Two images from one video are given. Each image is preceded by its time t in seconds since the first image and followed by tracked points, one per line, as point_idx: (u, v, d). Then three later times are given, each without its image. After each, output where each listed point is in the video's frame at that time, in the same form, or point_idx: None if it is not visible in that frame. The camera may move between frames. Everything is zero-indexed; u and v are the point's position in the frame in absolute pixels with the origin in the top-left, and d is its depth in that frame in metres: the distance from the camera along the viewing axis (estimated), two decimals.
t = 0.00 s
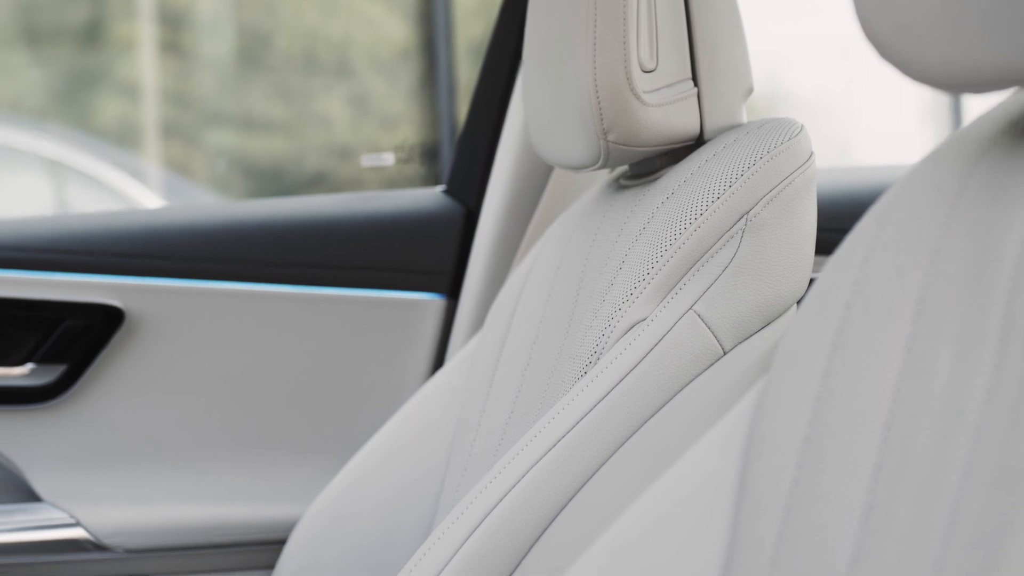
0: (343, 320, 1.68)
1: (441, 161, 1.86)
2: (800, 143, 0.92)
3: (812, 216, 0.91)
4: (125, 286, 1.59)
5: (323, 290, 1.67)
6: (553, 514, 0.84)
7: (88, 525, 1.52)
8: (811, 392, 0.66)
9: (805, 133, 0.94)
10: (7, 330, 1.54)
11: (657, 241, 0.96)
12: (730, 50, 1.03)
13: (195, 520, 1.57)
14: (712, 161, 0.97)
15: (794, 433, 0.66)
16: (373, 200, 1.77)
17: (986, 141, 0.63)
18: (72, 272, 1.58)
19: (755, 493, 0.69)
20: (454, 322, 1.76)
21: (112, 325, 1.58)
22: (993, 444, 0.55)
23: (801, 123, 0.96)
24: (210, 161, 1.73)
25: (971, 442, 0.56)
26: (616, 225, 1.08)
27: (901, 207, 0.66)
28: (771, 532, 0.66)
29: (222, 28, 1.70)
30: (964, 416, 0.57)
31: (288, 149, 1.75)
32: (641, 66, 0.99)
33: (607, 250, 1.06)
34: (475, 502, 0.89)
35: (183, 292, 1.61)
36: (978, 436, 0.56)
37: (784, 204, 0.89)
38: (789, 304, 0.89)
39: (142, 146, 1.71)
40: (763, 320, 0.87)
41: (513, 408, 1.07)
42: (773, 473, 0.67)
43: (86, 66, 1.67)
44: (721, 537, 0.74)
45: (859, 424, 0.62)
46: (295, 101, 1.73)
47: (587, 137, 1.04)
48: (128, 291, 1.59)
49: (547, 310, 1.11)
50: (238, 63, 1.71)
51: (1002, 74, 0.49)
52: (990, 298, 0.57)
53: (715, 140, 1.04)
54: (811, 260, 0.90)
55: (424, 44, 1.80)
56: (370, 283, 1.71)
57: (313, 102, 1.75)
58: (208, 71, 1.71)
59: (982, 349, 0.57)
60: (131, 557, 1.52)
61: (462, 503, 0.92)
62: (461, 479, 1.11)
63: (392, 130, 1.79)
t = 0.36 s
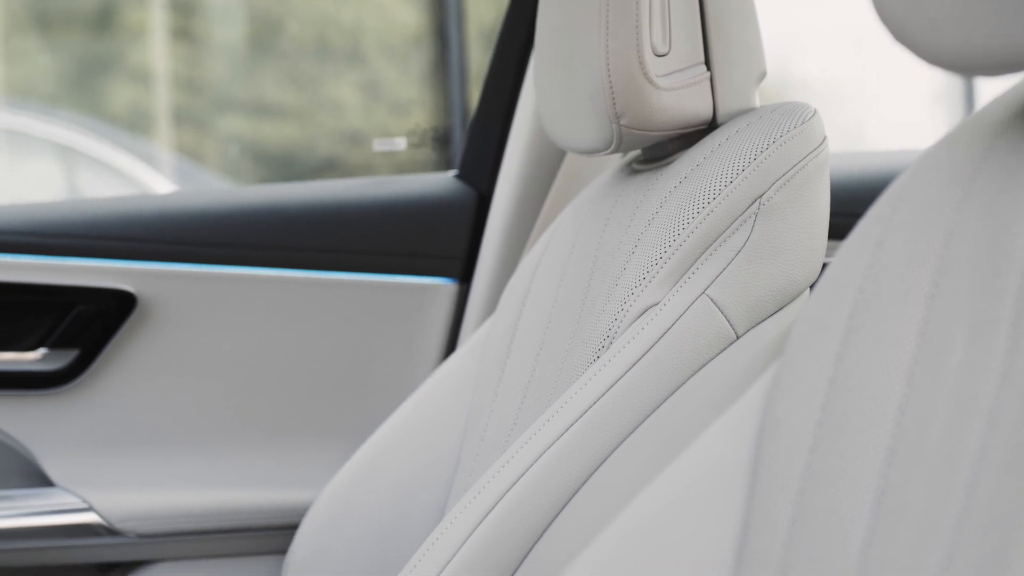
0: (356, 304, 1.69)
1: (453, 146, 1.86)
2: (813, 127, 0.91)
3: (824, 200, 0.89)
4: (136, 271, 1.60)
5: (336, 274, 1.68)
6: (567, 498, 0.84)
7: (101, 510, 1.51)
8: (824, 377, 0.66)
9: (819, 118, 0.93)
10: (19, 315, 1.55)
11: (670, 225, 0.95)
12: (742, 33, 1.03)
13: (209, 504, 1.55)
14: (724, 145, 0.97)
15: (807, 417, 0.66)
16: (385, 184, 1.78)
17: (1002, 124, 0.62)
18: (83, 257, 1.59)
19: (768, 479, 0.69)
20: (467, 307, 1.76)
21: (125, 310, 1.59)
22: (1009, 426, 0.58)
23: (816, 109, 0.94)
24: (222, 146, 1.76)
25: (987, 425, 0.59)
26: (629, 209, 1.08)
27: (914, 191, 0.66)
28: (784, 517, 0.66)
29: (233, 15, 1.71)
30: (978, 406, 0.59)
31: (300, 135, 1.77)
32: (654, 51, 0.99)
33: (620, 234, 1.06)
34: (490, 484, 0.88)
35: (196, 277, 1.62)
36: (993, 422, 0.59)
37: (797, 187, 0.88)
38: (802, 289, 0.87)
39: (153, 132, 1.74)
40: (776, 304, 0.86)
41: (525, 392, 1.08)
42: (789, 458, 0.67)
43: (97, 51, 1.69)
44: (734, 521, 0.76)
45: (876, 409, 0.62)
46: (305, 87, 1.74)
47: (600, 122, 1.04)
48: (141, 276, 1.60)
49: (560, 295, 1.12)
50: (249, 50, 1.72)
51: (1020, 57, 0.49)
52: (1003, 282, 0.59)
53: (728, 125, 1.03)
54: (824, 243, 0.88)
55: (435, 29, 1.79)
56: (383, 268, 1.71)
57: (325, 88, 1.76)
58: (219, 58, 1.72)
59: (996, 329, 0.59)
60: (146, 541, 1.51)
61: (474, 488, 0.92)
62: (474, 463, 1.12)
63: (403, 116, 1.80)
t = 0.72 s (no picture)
0: (369, 289, 1.69)
1: (464, 131, 1.86)
2: (827, 112, 0.89)
3: (839, 184, 0.88)
4: (149, 257, 1.61)
5: (348, 259, 1.69)
6: (579, 484, 0.84)
7: (115, 496, 1.54)
8: (839, 362, 0.67)
9: (833, 101, 0.92)
10: (30, 301, 1.57)
11: (683, 210, 0.95)
12: (756, 17, 1.02)
13: (223, 488, 1.58)
14: (737, 129, 0.96)
15: (823, 397, 0.68)
16: (396, 169, 1.78)
17: (1014, 108, 0.62)
18: (96, 242, 1.60)
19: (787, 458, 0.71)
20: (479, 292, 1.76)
21: (136, 295, 1.60)
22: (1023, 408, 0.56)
23: (829, 92, 0.93)
24: (234, 132, 1.77)
25: (1001, 408, 0.57)
26: (641, 194, 1.08)
27: (928, 176, 0.65)
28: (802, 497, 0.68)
29: None
30: (989, 385, 0.58)
31: (311, 121, 1.76)
32: (667, 35, 0.99)
33: (632, 219, 1.06)
34: (502, 469, 0.88)
35: (210, 262, 1.63)
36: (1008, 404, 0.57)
37: (812, 171, 0.87)
38: (816, 273, 0.86)
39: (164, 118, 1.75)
40: (788, 289, 0.85)
41: (538, 377, 1.08)
42: (806, 442, 0.68)
43: (109, 38, 1.71)
44: (747, 506, 0.78)
45: (886, 391, 0.63)
46: (317, 73, 1.73)
47: (613, 107, 1.03)
48: (153, 262, 1.61)
49: (572, 280, 1.11)
50: (261, 35, 1.72)
51: None
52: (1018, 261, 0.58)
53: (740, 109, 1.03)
54: (838, 227, 0.87)
55: (447, 12, 1.78)
56: (395, 253, 1.72)
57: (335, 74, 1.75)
58: (231, 44, 1.71)
59: (1010, 310, 0.58)
60: (157, 526, 1.54)
61: (487, 474, 0.92)
62: (486, 449, 1.12)
63: (415, 102, 1.79)
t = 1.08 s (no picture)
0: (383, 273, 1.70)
1: (476, 117, 1.85)
2: (841, 96, 0.89)
3: (853, 168, 0.88)
4: (161, 241, 1.62)
5: (360, 244, 1.69)
6: (592, 467, 0.84)
7: (127, 480, 1.54)
8: (850, 348, 0.67)
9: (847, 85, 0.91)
10: (42, 286, 1.58)
11: (696, 194, 0.94)
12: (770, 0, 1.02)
13: (233, 474, 1.58)
14: (750, 113, 0.96)
15: (833, 383, 0.67)
16: (408, 153, 1.78)
17: None
18: (108, 227, 1.60)
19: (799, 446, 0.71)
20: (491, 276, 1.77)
21: (148, 279, 1.61)
22: None
23: (843, 76, 0.92)
24: (246, 117, 1.77)
25: (1016, 396, 0.58)
26: (654, 178, 1.07)
27: (940, 160, 0.65)
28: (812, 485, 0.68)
29: None
30: (1003, 369, 0.58)
31: (323, 107, 1.77)
32: (680, 18, 0.98)
33: (645, 204, 1.06)
34: (515, 453, 0.88)
35: (224, 247, 1.64)
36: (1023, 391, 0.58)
37: (826, 154, 0.86)
38: (829, 258, 0.86)
39: (177, 104, 1.77)
40: (802, 273, 0.84)
41: (550, 362, 1.08)
42: (815, 427, 0.68)
43: (122, 25, 1.72)
44: (760, 489, 0.78)
45: (897, 376, 0.63)
46: (329, 58, 1.74)
47: (626, 90, 1.03)
48: (166, 246, 1.62)
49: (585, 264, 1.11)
50: (273, 21, 1.72)
51: None
52: None
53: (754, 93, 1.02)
54: (851, 212, 0.87)
55: None
56: (408, 237, 1.72)
57: (347, 59, 1.74)
58: (243, 29, 1.71)
59: None
60: (172, 510, 1.54)
61: (500, 457, 0.92)
62: (498, 434, 1.13)
63: (426, 87, 1.79)
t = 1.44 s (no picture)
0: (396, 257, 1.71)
1: (489, 101, 1.86)
2: (855, 78, 0.88)
3: (867, 151, 0.87)
4: (175, 225, 1.63)
5: (374, 228, 1.70)
6: (605, 452, 0.84)
7: (139, 464, 1.55)
8: (866, 332, 0.67)
9: (860, 68, 0.90)
10: (55, 269, 1.59)
11: (709, 177, 0.94)
12: None
13: (244, 458, 1.59)
14: (764, 96, 0.95)
15: (850, 367, 0.68)
16: (421, 137, 1.78)
17: None
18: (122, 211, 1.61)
19: (814, 428, 0.71)
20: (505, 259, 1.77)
21: (161, 263, 1.61)
22: None
23: (858, 58, 0.91)
24: (259, 102, 1.77)
25: None
26: (667, 161, 1.07)
27: (953, 143, 0.64)
28: (827, 467, 0.68)
29: None
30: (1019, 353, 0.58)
31: (335, 93, 1.77)
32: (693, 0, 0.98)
33: (659, 186, 1.05)
34: (529, 436, 0.89)
35: (238, 231, 1.64)
36: None
37: (839, 137, 0.86)
38: (842, 242, 0.86)
39: (190, 89, 1.75)
40: (816, 257, 0.84)
41: (564, 345, 1.08)
42: (831, 412, 0.69)
43: (133, 9, 1.70)
44: (777, 468, 0.79)
45: (913, 360, 0.63)
46: (341, 44, 1.74)
47: (639, 73, 1.03)
48: (180, 230, 1.63)
49: (598, 248, 1.11)
50: (285, 6, 1.72)
51: None
52: None
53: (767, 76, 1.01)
54: (865, 196, 0.86)
55: None
56: (421, 221, 1.72)
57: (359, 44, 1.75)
58: (256, 14, 1.71)
59: None
60: (185, 495, 1.55)
61: (515, 439, 0.92)
62: (511, 416, 1.13)
63: (439, 72, 1.79)
